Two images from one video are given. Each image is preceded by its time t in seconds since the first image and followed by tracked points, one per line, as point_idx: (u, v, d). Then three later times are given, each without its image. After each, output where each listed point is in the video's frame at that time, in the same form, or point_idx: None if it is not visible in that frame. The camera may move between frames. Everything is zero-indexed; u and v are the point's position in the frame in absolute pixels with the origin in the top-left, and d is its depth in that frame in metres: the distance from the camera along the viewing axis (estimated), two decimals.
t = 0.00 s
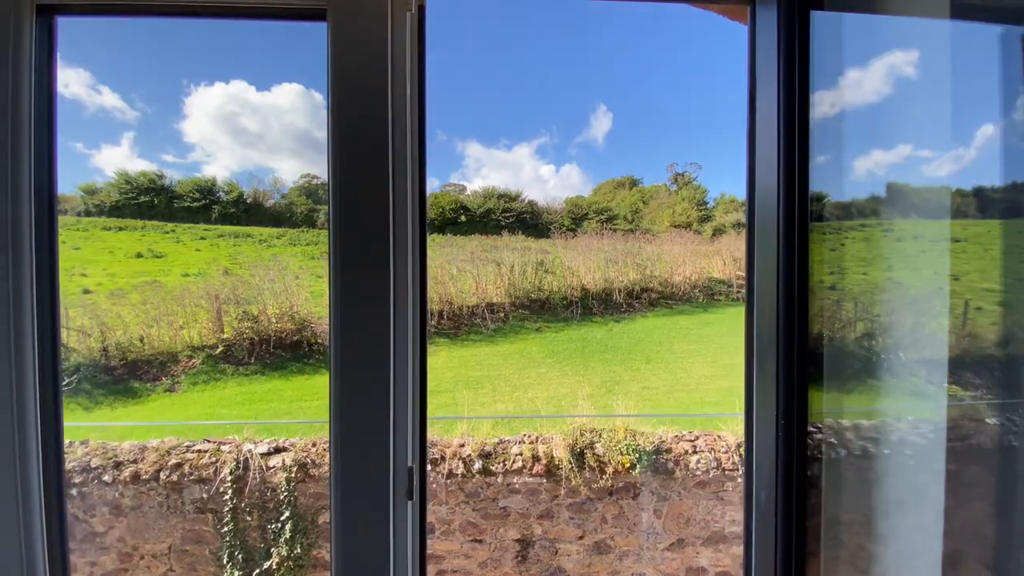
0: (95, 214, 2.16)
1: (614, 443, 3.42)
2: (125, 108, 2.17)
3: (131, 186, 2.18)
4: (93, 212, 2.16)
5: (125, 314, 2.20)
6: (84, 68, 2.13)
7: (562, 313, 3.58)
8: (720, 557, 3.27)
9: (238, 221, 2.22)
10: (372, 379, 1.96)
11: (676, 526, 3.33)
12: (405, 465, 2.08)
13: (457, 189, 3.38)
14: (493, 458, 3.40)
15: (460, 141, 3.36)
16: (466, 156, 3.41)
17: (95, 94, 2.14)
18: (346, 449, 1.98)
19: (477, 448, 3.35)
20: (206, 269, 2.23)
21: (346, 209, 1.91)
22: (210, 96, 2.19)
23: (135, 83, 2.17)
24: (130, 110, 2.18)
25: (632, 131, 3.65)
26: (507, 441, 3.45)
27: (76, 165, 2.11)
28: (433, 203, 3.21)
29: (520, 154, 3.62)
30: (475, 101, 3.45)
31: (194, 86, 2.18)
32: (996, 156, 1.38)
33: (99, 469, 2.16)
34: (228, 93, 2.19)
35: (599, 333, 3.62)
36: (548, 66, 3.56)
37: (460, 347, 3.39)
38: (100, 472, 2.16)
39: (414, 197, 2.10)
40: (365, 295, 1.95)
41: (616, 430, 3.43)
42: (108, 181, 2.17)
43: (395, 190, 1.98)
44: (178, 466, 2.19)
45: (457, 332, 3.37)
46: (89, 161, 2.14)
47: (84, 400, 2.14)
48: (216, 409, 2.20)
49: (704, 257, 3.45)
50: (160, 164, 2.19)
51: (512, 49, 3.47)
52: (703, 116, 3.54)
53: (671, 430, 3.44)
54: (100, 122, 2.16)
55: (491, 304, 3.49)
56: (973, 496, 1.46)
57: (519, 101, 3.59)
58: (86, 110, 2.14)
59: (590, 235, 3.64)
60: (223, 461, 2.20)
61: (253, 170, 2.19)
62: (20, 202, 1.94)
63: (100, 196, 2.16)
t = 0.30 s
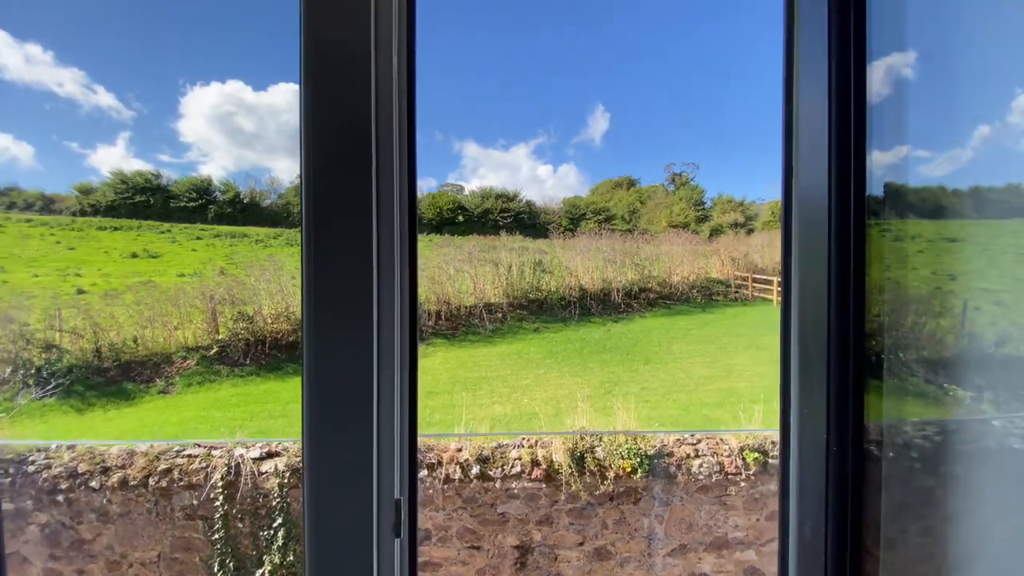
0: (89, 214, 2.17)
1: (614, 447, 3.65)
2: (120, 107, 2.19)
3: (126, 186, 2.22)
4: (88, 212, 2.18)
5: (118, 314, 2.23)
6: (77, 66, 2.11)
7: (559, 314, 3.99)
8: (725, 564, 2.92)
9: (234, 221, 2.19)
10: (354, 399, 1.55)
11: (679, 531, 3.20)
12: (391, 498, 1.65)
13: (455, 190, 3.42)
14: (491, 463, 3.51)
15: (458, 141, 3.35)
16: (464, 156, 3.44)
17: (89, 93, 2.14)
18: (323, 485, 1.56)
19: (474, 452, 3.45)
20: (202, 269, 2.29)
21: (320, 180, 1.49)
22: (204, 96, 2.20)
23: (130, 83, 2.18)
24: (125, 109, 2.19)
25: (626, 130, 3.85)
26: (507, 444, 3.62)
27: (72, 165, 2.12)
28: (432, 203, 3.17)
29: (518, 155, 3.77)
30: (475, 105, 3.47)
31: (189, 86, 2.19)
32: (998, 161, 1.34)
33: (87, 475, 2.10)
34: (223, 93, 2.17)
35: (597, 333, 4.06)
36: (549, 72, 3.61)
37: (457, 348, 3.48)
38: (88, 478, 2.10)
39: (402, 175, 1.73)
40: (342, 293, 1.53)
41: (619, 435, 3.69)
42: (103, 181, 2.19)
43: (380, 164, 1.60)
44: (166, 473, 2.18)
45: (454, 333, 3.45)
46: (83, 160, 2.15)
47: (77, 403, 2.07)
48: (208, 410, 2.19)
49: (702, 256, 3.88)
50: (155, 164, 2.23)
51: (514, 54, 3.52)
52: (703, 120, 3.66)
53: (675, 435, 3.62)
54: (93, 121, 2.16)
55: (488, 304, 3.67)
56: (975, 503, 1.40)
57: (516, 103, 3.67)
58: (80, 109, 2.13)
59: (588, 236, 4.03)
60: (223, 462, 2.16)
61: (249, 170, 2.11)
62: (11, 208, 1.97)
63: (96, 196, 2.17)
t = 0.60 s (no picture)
0: (84, 214, 2.25)
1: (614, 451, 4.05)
2: (116, 107, 2.23)
3: (120, 186, 2.26)
4: (83, 212, 2.25)
5: (112, 315, 2.32)
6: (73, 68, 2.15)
7: (557, 314, 4.31)
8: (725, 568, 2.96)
9: (231, 220, 1.89)
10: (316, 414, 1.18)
11: (680, 535, 3.39)
12: (371, 539, 1.31)
13: (452, 190, 3.57)
14: (489, 467, 3.84)
15: (455, 142, 3.48)
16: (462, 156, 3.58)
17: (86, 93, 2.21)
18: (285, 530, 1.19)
19: (473, 457, 3.78)
20: (197, 269, 2.31)
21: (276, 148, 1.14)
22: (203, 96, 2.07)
23: (125, 83, 2.21)
24: (121, 109, 2.23)
25: (618, 130, 4.01)
26: (505, 450, 3.96)
27: (69, 165, 2.18)
28: (430, 203, 3.32)
29: (515, 154, 3.91)
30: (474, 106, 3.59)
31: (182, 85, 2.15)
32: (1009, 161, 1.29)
33: (73, 482, 2.03)
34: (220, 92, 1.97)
35: (596, 332, 4.41)
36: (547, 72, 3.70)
37: (455, 348, 3.68)
38: (74, 485, 2.03)
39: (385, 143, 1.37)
40: (310, 287, 1.16)
41: (617, 436, 4.17)
42: (98, 181, 2.24)
43: (358, 125, 1.24)
44: (157, 477, 2.16)
45: (452, 333, 3.65)
46: (79, 160, 2.22)
47: (71, 404, 2.07)
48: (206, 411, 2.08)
49: (699, 257, 4.39)
50: (151, 164, 2.23)
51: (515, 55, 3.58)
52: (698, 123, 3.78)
53: (674, 435, 4.14)
54: (89, 120, 2.22)
55: (486, 304, 3.99)
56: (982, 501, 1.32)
57: (512, 103, 3.77)
58: (75, 108, 2.20)
59: (586, 236, 4.31)
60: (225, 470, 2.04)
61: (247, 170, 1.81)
62: (7, 208, 2.01)
63: (91, 195, 2.24)
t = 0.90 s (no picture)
0: (80, 213, 2.19)
1: (614, 454, 4.19)
2: (112, 106, 2.10)
3: (115, 185, 2.11)
4: (79, 212, 2.19)
5: (104, 315, 2.43)
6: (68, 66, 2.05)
7: (556, 314, 4.33)
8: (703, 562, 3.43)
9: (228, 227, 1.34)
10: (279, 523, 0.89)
11: (682, 541, 3.56)
12: None
13: (449, 190, 3.59)
14: (488, 472, 3.90)
15: (452, 142, 3.50)
16: (459, 156, 3.59)
17: (81, 92, 2.13)
18: None
19: (469, 462, 3.87)
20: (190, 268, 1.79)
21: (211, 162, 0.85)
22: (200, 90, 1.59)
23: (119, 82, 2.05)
24: (117, 108, 2.08)
25: (617, 129, 3.97)
26: (503, 454, 4.04)
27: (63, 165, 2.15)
28: (426, 204, 3.37)
29: (513, 154, 3.85)
30: (463, 105, 3.51)
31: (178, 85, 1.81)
32: None
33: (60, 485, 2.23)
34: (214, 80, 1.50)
35: (594, 333, 4.44)
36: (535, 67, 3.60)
37: (452, 349, 3.86)
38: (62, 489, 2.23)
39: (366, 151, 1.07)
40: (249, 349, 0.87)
41: (618, 440, 4.21)
42: (94, 181, 2.16)
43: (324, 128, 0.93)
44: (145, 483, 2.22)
45: (449, 334, 3.81)
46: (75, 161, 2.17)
47: (62, 406, 2.22)
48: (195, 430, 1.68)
49: (698, 258, 4.39)
50: (148, 164, 1.96)
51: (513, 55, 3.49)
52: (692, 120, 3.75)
53: (674, 439, 4.24)
54: (86, 119, 2.17)
55: (483, 305, 3.99)
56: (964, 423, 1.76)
57: (511, 103, 3.71)
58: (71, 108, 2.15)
59: (583, 236, 4.20)
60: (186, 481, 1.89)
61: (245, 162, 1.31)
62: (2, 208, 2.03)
63: (87, 195, 2.16)
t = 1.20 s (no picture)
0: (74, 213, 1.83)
1: (614, 459, 4.01)
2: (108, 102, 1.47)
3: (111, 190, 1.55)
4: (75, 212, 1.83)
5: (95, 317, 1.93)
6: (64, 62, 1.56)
7: (553, 315, 4.32)
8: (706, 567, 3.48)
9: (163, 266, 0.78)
10: None
11: (680, 549, 3.58)
12: None
13: (447, 190, 3.80)
14: (483, 478, 3.88)
15: (448, 141, 3.69)
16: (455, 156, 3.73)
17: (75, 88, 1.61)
18: None
19: (464, 467, 3.88)
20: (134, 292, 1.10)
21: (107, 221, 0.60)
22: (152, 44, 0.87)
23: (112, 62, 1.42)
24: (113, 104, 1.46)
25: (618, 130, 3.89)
26: (500, 459, 3.95)
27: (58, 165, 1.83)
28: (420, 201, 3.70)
29: (511, 154, 3.84)
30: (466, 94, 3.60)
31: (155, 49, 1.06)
32: None
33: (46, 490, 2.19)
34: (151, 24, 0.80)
35: (593, 334, 4.35)
36: (555, 65, 3.65)
37: (450, 350, 4.11)
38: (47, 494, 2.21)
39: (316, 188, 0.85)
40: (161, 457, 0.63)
41: (617, 445, 4.05)
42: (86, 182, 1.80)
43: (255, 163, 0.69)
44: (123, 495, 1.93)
45: (447, 333, 4.12)
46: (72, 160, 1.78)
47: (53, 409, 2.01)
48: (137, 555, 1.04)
49: (695, 258, 4.34)
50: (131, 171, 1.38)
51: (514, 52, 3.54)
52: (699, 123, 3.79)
53: (675, 444, 4.07)
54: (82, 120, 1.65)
55: (480, 306, 4.19)
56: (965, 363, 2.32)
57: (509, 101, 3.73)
58: (66, 109, 1.70)
59: (579, 235, 4.14)
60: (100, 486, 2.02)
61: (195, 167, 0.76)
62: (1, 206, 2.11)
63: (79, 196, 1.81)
